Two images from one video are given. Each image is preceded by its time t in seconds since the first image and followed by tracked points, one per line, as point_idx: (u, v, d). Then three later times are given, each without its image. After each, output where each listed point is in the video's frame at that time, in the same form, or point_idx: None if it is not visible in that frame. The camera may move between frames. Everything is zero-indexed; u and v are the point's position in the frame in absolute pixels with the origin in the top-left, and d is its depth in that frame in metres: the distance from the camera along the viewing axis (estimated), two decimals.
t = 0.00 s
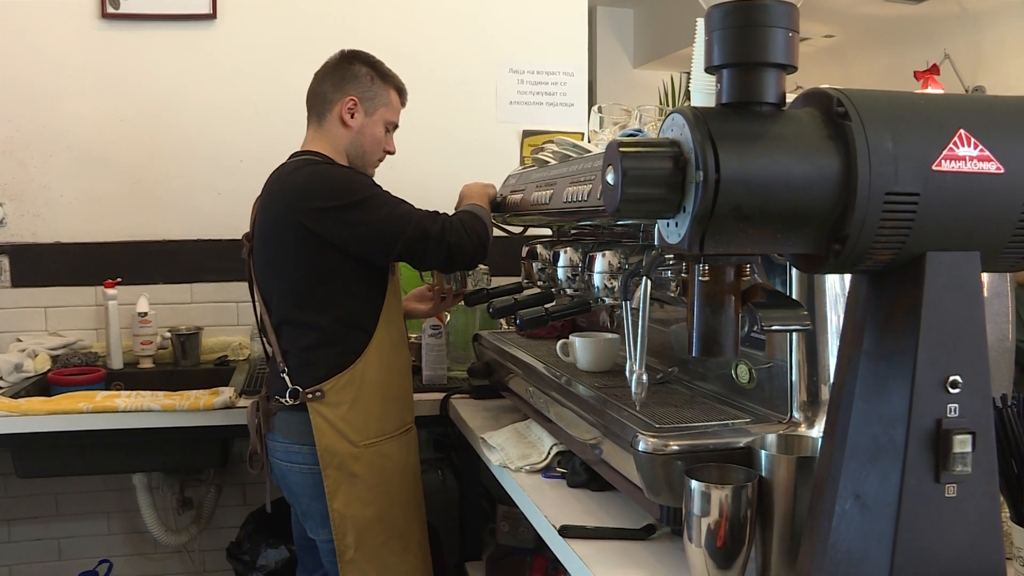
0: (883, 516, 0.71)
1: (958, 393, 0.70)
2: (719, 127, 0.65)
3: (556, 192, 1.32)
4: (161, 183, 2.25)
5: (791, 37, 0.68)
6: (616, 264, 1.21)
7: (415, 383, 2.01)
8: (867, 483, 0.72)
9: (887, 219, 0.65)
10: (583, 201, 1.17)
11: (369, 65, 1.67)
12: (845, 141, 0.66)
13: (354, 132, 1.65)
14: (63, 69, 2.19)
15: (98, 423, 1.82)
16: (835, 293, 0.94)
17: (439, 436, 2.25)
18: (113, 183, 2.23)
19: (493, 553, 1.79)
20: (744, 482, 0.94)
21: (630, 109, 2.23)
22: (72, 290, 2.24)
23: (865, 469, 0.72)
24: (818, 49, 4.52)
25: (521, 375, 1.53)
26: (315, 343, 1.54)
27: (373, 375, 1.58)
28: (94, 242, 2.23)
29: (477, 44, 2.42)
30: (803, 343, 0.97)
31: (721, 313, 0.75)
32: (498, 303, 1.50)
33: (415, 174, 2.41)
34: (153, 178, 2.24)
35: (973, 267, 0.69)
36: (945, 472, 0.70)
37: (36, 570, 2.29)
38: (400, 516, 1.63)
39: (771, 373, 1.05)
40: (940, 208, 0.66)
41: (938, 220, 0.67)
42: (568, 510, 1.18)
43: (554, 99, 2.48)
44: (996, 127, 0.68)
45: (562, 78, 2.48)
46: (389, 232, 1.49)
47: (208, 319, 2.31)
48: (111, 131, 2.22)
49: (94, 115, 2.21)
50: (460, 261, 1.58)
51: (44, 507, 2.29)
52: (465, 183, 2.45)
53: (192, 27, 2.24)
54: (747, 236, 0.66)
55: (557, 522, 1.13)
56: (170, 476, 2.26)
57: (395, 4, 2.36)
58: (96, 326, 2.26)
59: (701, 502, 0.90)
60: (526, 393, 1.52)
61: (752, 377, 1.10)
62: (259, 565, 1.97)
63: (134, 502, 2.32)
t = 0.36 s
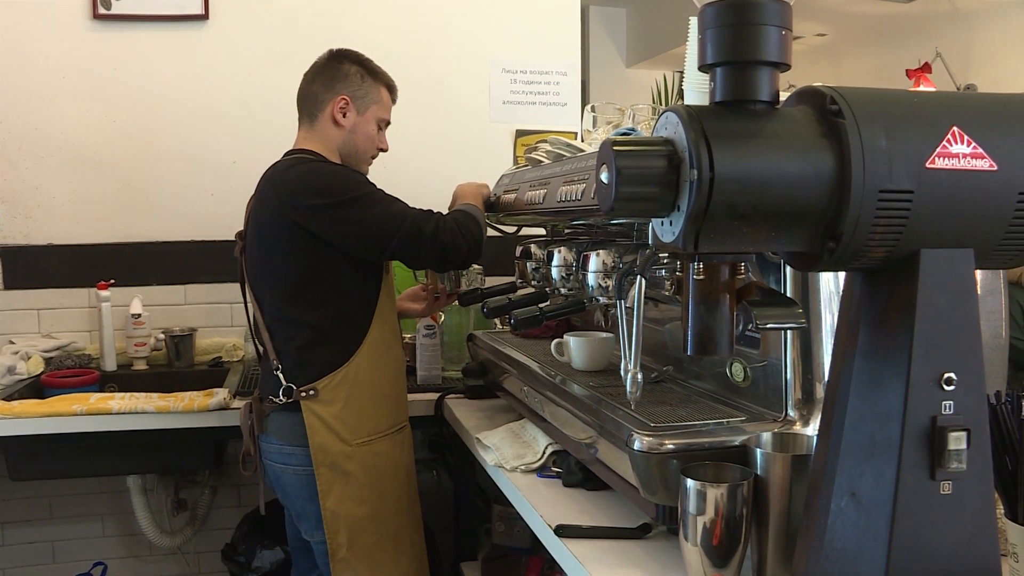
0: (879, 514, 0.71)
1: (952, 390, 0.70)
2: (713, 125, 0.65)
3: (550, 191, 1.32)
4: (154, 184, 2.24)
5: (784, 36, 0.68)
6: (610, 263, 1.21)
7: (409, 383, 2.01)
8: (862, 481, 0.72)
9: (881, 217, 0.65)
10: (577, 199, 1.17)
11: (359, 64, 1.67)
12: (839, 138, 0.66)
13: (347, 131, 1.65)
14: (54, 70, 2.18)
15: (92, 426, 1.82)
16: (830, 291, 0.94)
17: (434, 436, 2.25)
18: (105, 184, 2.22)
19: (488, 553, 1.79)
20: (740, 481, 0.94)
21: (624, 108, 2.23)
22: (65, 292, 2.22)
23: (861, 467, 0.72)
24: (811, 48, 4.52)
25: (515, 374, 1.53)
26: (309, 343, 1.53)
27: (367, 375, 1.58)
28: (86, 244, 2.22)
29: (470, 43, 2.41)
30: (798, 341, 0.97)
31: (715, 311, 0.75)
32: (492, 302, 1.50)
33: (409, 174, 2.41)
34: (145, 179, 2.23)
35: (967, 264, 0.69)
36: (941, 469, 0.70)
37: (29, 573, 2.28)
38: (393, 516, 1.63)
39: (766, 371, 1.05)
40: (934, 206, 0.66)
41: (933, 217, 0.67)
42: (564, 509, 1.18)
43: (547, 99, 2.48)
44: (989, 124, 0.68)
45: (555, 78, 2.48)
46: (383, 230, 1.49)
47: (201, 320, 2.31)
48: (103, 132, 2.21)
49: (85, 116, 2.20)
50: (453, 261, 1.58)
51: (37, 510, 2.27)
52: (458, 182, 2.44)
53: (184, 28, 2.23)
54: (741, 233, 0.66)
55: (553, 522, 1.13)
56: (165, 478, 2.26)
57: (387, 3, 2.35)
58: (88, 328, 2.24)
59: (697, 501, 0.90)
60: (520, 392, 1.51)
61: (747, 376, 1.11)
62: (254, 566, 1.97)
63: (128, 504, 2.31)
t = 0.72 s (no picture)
0: (875, 512, 0.71)
1: (948, 388, 0.70)
2: (710, 123, 0.65)
3: (546, 190, 1.32)
4: (149, 182, 2.23)
5: (782, 34, 0.68)
6: (606, 262, 1.20)
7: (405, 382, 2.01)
8: (858, 479, 0.72)
9: (878, 215, 0.66)
10: (574, 198, 1.17)
11: (352, 62, 1.66)
12: (836, 137, 0.66)
13: (343, 130, 1.65)
14: (49, 67, 2.17)
15: (88, 424, 1.81)
16: (825, 290, 0.95)
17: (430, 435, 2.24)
18: (100, 182, 2.21)
19: (484, 552, 1.79)
20: (736, 479, 0.94)
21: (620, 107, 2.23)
22: (59, 290, 2.22)
23: (857, 465, 0.72)
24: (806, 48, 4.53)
25: (511, 373, 1.53)
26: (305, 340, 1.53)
27: (362, 374, 1.58)
28: (81, 242, 2.21)
29: (466, 42, 2.41)
30: (794, 340, 0.97)
31: (713, 310, 0.75)
32: (488, 301, 1.50)
33: (405, 173, 2.40)
34: (140, 177, 2.23)
35: (964, 263, 0.69)
36: (937, 467, 0.70)
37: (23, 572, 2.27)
38: (388, 514, 1.62)
39: (762, 369, 1.05)
40: (930, 204, 0.66)
41: (930, 216, 0.67)
42: (560, 508, 1.18)
43: (543, 98, 2.48)
44: (985, 123, 0.68)
45: (551, 76, 2.48)
46: (381, 226, 1.49)
47: (197, 318, 2.30)
48: (98, 131, 2.20)
49: (80, 114, 2.19)
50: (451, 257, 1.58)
51: (32, 509, 2.27)
52: (455, 181, 2.44)
53: (179, 26, 2.22)
54: (738, 230, 0.66)
55: (549, 520, 1.13)
56: (160, 477, 2.25)
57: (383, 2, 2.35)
58: (84, 326, 2.24)
59: (694, 498, 0.90)
60: (516, 391, 1.51)
61: (743, 374, 1.11)
62: (249, 565, 1.97)
63: (123, 503, 2.31)
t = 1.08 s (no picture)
0: (869, 510, 0.72)
1: (942, 387, 0.70)
2: (706, 122, 0.65)
3: (541, 189, 1.32)
4: (143, 180, 2.22)
5: (777, 33, 0.68)
6: (601, 261, 1.20)
7: (399, 381, 2.01)
8: (853, 477, 0.72)
9: (872, 214, 0.66)
10: (568, 197, 1.17)
11: (342, 61, 1.66)
12: (830, 136, 0.66)
13: (336, 128, 1.64)
14: (42, 65, 2.16)
15: (81, 423, 1.81)
16: (819, 289, 0.96)
17: (424, 434, 2.24)
18: (94, 180, 2.20)
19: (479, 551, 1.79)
20: (730, 478, 0.94)
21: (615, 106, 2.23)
22: (52, 289, 2.21)
23: (852, 464, 0.72)
24: (800, 47, 4.55)
25: (506, 372, 1.53)
26: (300, 339, 1.53)
27: (356, 372, 1.57)
28: (74, 241, 2.20)
29: (460, 41, 2.41)
30: (788, 339, 0.97)
31: (708, 309, 0.75)
32: (482, 300, 1.49)
33: (399, 171, 2.40)
34: (134, 175, 2.22)
35: (958, 261, 0.70)
36: (930, 466, 0.71)
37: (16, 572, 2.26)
38: (382, 513, 1.62)
39: (756, 368, 1.05)
40: (925, 203, 0.67)
41: (924, 215, 0.67)
42: (555, 507, 1.18)
43: (538, 96, 2.48)
44: (979, 122, 0.68)
45: (545, 75, 2.48)
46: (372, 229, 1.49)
47: (190, 317, 2.29)
48: (91, 129, 2.19)
49: (73, 112, 2.18)
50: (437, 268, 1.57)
51: (25, 508, 2.26)
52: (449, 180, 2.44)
53: (172, 24, 2.22)
54: (733, 229, 0.66)
55: (544, 519, 1.13)
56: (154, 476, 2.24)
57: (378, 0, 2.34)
58: (77, 325, 2.23)
59: (689, 497, 0.90)
60: (511, 391, 1.51)
61: (737, 373, 1.11)
62: (243, 564, 1.96)
63: (117, 503, 2.30)
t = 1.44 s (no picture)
0: (861, 509, 0.71)
1: (934, 386, 0.70)
2: (697, 121, 0.65)
3: (534, 188, 1.32)
4: (135, 179, 2.21)
5: (770, 33, 0.67)
6: (594, 260, 1.20)
7: (391, 380, 2.00)
8: (844, 477, 0.72)
9: (865, 214, 0.65)
10: (561, 196, 1.17)
11: (327, 55, 1.65)
12: (822, 135, 0.66)
13: (324, 123, 1.64)
14: (33, 63, 2.14)
15: (72, 422, 1.80)
16: (813, 289, 0.95)
17: (417, 433, 2.24)
18: (86, 178, 2.19)
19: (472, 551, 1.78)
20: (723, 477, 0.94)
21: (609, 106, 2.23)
22: (44, 288, 2.19)
23: (844, 463, 0.72)
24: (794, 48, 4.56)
25: (498, 371, 1.53)
26: (290, 340, 1.52)
27: (348, 371, 1.57)
28: (65, 240, 2.19)
29: (453, 40, 2.41)
30: (781, 339, 0.97)
31: (699, 308, 0.75)
32: (475, 299, 1.49)
33: (392, 170, 2.39)
34: (126, 173, 2.21)
35: (950, 261, 0.69)
36: (922, 465, 0.70)
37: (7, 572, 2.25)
38: (375, 512, 1.62)
39: (748, 368, 1.06)
40: (917, 203, 0.66)
41: (917, 215, 0.67)
42: (548, 506, 1.17)
43: (531, 95, 2.47)
44: (971, 122, 0.68)
45: (539, 74, 2.48)
46: (363, 239, 1.49)
47: (183, 316, 2.28)
48: (82, 126, 2.18)
49: (65, 109, 2.17)
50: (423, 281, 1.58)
51: (16, 508, 2.24)
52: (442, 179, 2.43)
53: (164, 22, 2.20)
54: (725, 228, 0.66)
55: (536, 518, 1.13)
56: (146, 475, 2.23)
57: None
58: (68, 324, 2.21)
59: (680, 497, 0.90)
60: (503, 390, 1.51)
61: (730, 372, 1.11)
62: (235, 564, 1.95)
63: (108, 502, 2.29)
